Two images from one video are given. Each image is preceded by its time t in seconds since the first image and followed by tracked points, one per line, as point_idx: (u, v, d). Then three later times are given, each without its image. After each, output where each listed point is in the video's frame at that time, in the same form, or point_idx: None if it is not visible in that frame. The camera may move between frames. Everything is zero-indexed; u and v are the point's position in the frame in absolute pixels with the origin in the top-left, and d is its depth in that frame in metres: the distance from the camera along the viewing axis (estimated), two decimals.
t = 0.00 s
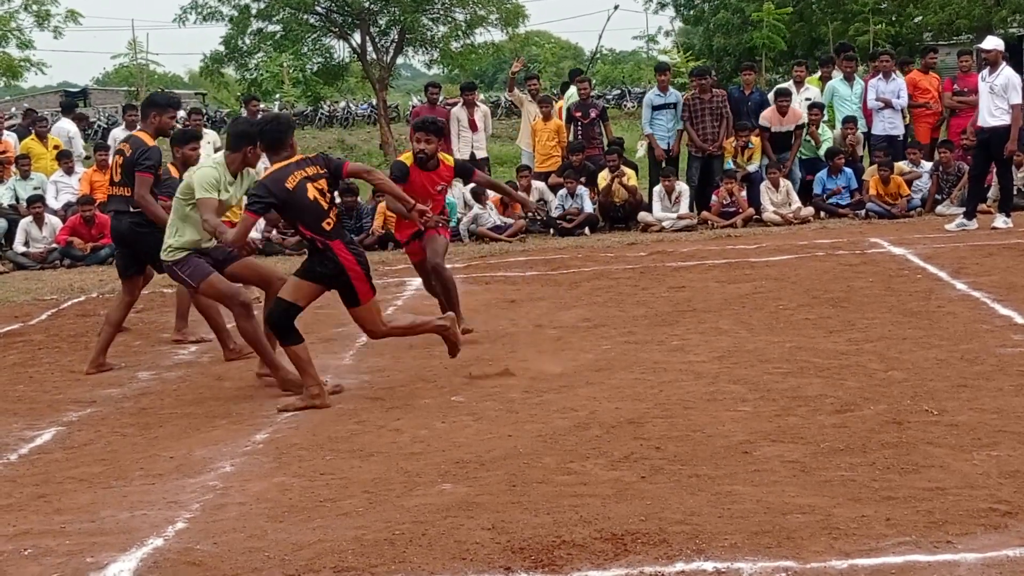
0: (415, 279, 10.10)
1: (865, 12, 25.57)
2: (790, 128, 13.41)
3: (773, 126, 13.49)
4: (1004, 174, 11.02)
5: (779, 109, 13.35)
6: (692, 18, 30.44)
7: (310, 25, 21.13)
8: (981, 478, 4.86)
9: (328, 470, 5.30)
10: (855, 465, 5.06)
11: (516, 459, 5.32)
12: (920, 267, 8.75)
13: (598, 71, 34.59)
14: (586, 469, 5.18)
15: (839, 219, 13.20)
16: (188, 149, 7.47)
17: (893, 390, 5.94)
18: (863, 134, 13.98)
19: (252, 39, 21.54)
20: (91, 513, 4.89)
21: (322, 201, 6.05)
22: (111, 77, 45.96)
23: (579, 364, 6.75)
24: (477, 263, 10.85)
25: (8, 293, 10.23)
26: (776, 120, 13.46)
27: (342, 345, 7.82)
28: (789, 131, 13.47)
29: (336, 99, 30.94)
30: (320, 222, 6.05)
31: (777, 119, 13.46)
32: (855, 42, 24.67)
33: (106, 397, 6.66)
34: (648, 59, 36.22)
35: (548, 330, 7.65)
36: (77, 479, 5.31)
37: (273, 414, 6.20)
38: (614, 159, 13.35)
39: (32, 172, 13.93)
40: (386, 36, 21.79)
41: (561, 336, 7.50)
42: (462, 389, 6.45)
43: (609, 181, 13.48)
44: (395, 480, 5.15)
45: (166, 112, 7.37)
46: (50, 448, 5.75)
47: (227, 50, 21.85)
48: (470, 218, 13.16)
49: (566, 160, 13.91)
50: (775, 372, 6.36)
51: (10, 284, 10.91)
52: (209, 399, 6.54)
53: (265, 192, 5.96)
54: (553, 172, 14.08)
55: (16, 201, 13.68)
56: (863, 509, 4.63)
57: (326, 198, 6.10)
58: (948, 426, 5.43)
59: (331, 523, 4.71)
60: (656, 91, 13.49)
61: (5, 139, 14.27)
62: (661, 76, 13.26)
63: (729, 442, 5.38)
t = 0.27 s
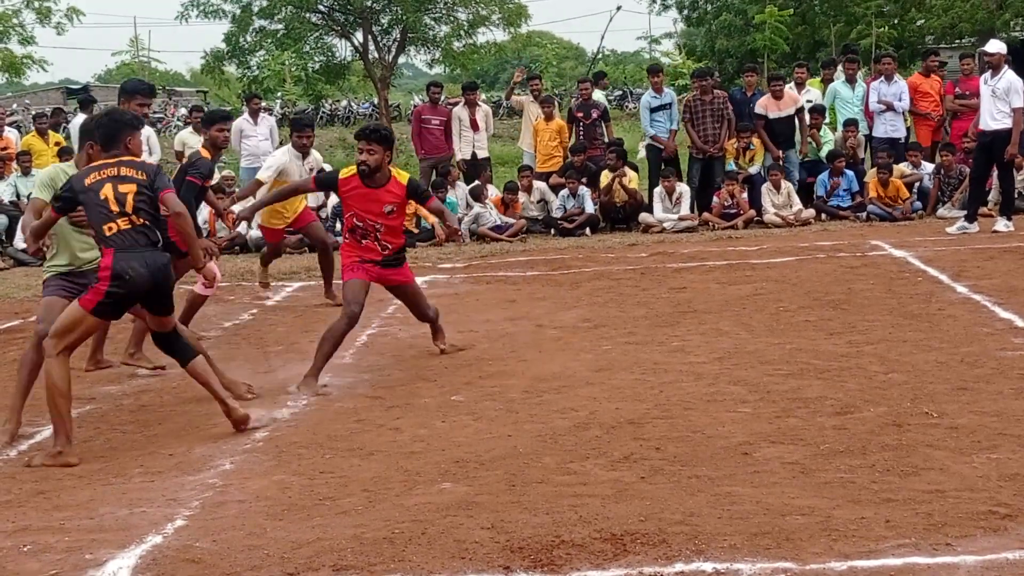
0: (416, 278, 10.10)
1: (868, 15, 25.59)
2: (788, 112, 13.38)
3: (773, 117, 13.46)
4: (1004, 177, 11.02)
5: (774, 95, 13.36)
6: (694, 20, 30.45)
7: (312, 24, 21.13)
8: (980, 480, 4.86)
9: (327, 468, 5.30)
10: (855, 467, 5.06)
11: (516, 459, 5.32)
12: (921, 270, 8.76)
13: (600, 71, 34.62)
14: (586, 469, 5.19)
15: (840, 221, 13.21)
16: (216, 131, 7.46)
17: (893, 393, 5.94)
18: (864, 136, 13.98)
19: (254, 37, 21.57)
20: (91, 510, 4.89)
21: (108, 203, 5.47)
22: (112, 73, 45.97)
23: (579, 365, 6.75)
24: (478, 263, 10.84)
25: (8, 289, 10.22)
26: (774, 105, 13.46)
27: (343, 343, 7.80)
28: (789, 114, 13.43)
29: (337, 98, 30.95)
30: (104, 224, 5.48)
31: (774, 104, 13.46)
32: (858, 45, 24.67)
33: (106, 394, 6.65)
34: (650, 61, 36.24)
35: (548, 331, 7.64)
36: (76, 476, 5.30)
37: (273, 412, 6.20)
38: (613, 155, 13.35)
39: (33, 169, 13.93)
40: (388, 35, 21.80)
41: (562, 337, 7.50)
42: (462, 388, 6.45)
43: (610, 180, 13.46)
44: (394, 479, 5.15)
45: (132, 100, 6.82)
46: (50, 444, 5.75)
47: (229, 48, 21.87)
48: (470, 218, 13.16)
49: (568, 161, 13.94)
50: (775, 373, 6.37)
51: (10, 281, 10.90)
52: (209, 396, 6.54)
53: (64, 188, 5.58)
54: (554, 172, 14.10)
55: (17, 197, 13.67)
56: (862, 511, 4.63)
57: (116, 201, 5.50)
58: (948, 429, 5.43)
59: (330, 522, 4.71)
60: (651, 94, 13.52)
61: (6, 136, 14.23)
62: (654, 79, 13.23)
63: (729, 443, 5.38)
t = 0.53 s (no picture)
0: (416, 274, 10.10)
1: (868, 12, 25.58)
2: (784, 101, 13.31)
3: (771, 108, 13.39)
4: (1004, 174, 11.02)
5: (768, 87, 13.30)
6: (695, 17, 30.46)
7: (313, 21, 21.25)
8: (981, 478, 4.86)
9: (329, 465, 5.30)
10: (856, 465, 5.06)
11: (517, 456, 5.32)
12: (922, 267, 8.76)
13: (600, 69, 34.64)
14: (586, 467, 5.18)
15: (840, 219, 13.20)
16: (250, 131, 7.17)
17: (893, 390, 5.94)
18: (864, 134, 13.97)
19: (254, 34, 21.61)
20: (91, 507, 4.89)
21: None
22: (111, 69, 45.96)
23: (580, 362, 6.74)
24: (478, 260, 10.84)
25: (9, 285, 10.22)
26: (768, 96, 13.41)
27: (344, 341, 7.79)
28: (787, 103, 13.38)
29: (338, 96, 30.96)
30: None
31: (768, 95, 13.40)
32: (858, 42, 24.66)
33: (106, 390, 6.64)
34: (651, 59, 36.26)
35: (549, 328, 7.64)
36: (77, 472, 5.30)
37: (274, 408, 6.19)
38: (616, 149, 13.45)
39: (33, 166, 13.92)
40: (388, 32, 21.78)
41: (562, 333, 7.50)
42: (463, 385, 6.44)
43: (612, 176, 13.51)
44: (395, 476, 5.15)
45: (128, 107, 6.47)
46: (50, 441, 5.74)
47: (229, 45, 21.87)
48: (471, 214, 13.11)
49: (569, 158, 13.93)
50: (776, 371, 6.36)
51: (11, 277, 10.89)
52: (210, 393, 6.53)
53: None
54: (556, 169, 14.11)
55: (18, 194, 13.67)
56: (863, 508, 4.63)
57: None
58: (948, 426, 5.43)
59: (331, 518, 4.71)
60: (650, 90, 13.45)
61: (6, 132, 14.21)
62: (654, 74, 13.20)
63: (730, 441, 5.38)
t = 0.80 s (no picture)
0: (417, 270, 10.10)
1: (870, 7, 25.55)
2: (786, 95, 13.35)
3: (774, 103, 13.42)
4: (1006, 170, 11.01)
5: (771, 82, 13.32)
6: (696, 12, 30.41)
7: (314, 16, 21.27)
8: (982, 473, 4.86)
9: (330, 460, 5.31)
10: (857, 459, 5.06)
11: (518, 452, 5.32)
12: (923, 263, 8.75)
13: (601, 64, 34.63)
14: (587, 462, 5.19)
15: (841, 214, 13.19)
16: (280, 111, 6.82)
17: (894, 385, 5.94)
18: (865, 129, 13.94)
19: (256, 29, 21.63)
20: (93, 502, 4.90)
21: None
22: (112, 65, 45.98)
23: (581, 357, 6.74)
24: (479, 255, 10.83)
25: (10, 281, 10.22)
26: (771, 91, 13.41)
27: (344, 337, 7.78)
28: (789, 97, 13.41)
29: (339, 91, 30.96)
30: None
31: (771, 90, 13.42)
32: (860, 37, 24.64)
33: (107, 386, 6.64)
34: (652, 55, 36.24)
35: (550, 323, 7.64)
36: (78, 467, 5.30)
37: (275, 403, 6.20)
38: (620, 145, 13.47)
39: (34, 161, 13.92)
40: (389, 27, 21.77)
41: (563, 329, 7.50)
42: (464, 380, 6.45)
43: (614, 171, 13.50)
44: (396, 471, 5.15)
45: (125, 80, 6.37)
46: (52, 436, 5.75)
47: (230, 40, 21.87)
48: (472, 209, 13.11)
49: (570, 153, 13.93)
50: (777, 366, 6.36)
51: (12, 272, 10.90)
52: (211, 389, 6.54)
53: None
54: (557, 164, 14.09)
55: (19, 189, 13.66)
56: (864, 504, 4.63)
57: None
58: (949, 421, 5.43)
59: (332, 514, 4.71)
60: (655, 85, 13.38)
61: (7, 128, 14.20)
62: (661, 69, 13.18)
63: (731, 436, 5.39)
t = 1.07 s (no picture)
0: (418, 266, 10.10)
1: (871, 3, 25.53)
2: (795, 94, 13.27)
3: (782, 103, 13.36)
4: (1007, 167, 11.00)
5: (780, 80, 13.27)
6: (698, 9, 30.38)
7: (315, 13, 21.24)
8: (982, 470, 4.86)
9: (330, 457, 5.31)
10: (857, 457, 5.06)
11: (517, 449, 5.32)
12: (923, 259, 8.75)
13: (603, 61, 34.63)
14: (588, 459, 5.19)
15: (842, 211, 13.20)
16: (304, 111, 6.76)
17: (894, 383, 5.94)
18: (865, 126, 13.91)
19: (257, 26, 21.63)
20: (93, 498, 4.90)
21: None
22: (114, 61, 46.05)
23: (581, 354, 6.74)
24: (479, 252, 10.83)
25: (11, 278, 10.23)
26: (780, 90, 13.36)
27: (344, 334, 7.78)
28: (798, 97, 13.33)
29: (340, 88, 30.97)
30: None
31: (779, 88, 13.35)
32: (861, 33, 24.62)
33: (107, 383, 6.64)
34: (654, 52, 36.22)
35: (550, 320, 7.63)
36: (78, 464, 5.31)
37: (275, 400, 6.20)
38: (623, 142, 13.37)
39: (35, 157, 13.92)
40: (390, 24, 21.75)
41: (563, 325, 7.50)
42: (464, 377, 6.45)
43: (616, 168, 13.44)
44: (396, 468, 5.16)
45: (124, 82, 6.39)
46: (52, 432, 5.75)
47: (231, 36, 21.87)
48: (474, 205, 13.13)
49: (571, 151, 13.94)
50: (777, 363, 6.36)
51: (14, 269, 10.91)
52: (211, 386, 6.54)
53: None
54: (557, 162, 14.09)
55: (20, 185, 13.67)
56: (864, 501, 4.63)
57: None
58: (949, 418, 5.43)
59: (332, 511, 4.72)
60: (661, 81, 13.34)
61: (8, 124, 14.20)
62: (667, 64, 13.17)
63: (731, 433, 5.39)
